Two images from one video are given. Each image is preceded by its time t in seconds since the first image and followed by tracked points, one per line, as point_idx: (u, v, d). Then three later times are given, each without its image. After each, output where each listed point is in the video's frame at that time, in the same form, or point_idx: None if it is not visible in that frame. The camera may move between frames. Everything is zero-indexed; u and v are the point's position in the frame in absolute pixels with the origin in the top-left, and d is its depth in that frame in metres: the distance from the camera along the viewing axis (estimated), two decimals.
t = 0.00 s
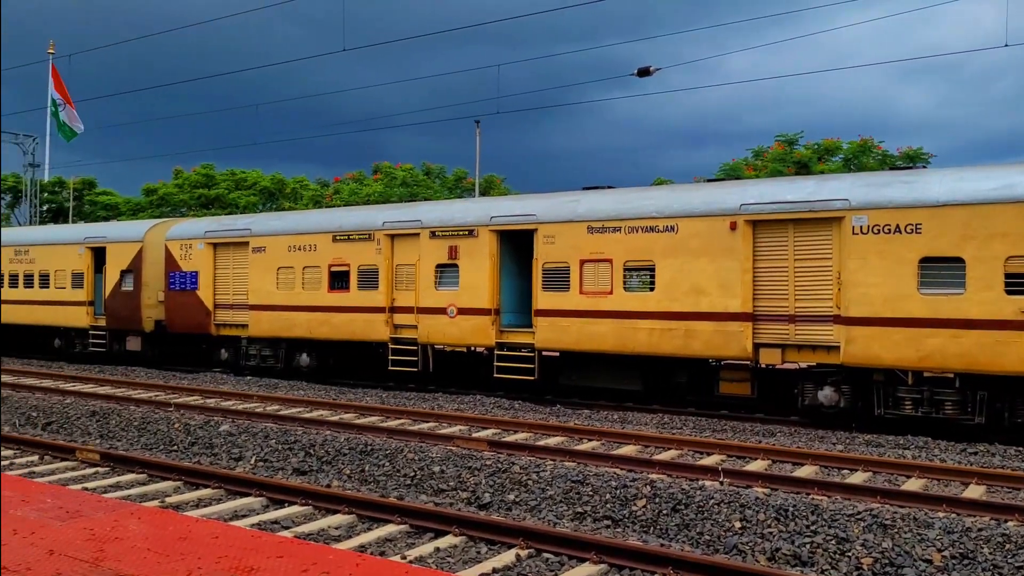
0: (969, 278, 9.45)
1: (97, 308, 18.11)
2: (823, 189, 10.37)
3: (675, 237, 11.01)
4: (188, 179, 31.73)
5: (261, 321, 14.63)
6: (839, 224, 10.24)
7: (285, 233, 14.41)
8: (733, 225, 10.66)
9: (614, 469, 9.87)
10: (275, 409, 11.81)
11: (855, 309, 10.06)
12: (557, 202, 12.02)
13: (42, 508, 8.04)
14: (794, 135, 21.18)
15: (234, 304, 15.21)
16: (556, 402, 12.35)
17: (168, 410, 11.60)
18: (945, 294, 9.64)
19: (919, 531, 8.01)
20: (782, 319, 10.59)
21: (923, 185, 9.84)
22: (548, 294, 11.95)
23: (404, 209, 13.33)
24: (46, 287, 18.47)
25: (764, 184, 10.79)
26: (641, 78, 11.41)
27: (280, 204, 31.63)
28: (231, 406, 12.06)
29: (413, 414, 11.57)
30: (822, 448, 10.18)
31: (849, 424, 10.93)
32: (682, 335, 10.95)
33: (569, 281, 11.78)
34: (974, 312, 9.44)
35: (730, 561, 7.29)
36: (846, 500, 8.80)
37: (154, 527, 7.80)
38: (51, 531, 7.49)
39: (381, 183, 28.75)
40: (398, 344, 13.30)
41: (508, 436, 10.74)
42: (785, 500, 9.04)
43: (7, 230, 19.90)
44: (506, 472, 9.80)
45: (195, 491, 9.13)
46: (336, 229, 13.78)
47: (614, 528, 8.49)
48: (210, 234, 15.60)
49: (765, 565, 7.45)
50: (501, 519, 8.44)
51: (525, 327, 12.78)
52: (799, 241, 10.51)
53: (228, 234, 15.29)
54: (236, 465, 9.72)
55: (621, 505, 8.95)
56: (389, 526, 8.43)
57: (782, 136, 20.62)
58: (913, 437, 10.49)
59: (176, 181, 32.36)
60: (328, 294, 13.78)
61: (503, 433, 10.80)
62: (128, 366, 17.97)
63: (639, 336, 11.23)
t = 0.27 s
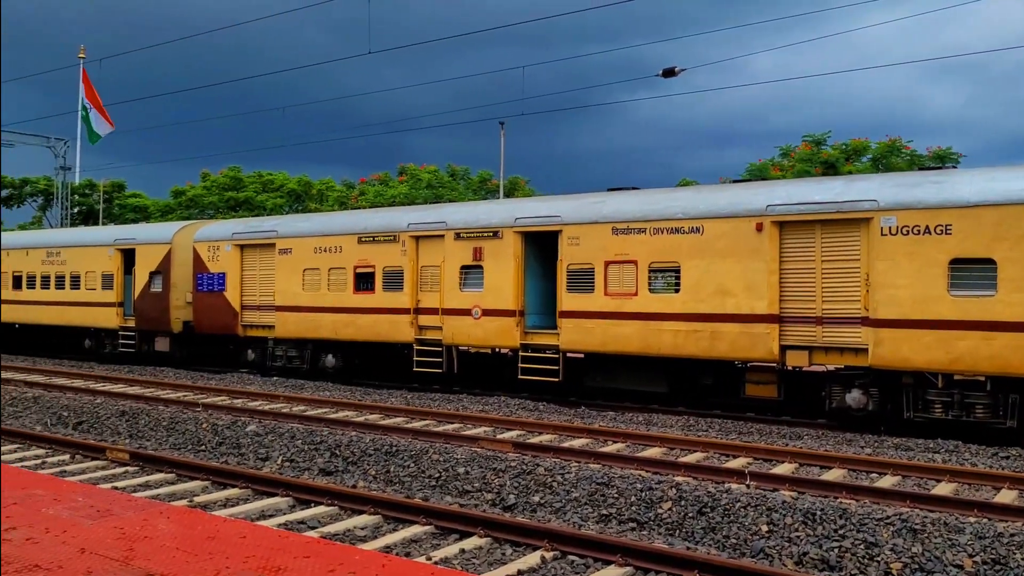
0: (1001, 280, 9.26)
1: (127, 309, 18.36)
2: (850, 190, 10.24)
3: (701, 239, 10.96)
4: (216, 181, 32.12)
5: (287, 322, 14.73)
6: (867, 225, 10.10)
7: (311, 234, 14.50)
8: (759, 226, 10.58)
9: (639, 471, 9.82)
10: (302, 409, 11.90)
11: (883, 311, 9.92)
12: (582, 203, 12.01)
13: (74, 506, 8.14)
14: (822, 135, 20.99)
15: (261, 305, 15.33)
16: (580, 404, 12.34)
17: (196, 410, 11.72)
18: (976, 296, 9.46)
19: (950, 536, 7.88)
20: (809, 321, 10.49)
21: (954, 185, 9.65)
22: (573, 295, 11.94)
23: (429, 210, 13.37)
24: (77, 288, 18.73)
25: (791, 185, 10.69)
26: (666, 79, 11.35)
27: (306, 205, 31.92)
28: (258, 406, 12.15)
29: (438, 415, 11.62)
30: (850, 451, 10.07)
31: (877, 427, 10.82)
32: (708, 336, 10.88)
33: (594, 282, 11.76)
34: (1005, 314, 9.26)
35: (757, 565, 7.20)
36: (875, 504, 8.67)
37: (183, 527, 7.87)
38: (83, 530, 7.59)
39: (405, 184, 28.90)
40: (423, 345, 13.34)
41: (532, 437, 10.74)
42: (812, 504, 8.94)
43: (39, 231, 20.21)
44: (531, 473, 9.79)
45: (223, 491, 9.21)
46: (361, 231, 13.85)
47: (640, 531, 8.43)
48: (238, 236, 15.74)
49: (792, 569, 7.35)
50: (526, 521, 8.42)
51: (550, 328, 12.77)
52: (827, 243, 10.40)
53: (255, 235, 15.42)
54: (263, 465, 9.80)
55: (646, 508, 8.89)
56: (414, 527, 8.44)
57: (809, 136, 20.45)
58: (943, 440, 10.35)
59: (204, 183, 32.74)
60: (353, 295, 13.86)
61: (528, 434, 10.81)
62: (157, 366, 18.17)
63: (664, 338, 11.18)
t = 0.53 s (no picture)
0: None
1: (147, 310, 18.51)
2: (871, 190, 10.15)
3: (719, 240, 10.91)
4: (235, 183, 32.39)
5: (306, 323, 14.79)
6: (887, 226, 10.01)
7: (330, 236, 14.56)
8: (778, 227, 10.53)
9: (658, 473, 9.77)
10: (321, 410, 11.96)
11: (904, 312, 9.83)
12: (600, 205, 12.00)
13: (96, 506, 8.20)
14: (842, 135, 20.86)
15: (280, 306, 15.40)
16: (598, 405, 12.32)
17: (215, 410, 11.79)
18: (999, 297, 9.33)
19: (972, 540, 7.78)
20: (829, 322, 10.41)
21: (975, 185, 9.53)
22: (591, 296, 11.92)
23: (446, 211, 13.40)
24: (98, 289, 18.90)
25: (810, 186, 10.63)
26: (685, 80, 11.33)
27: (324, 207, 32.11)
28: (277, 407, 12.21)
29: (456, 416, 11.65)
30: (871, 454, 9.98)
31: (898, 430, 10.73)
32: (727, 338, 10.83)
33: (612, 283, 11.75)
34: None
35: (777, 568, 7.13)
36: (896, 507, 8.58)
37: (204, 527, 7.92)
38: (105, 529, 7.65)
39: (423, 185, 29.01)
40: (440, 346, 13.37)
41: (550, 439, 10.73)
42: (832, 506, 8.86)
43: (62, 233, 20.42)
44: (549, 475, 9.77)
45: (242, 491, 9.25)
46: (379, 232, 13.90)
47: (658, 533, 8.38)
48: (257, 238, 15.83)
49: (812, 572, 7.28)
50: (544, 522, 8.40)
51: (567, 330, 12.76)
52: (847, 243, 10.31)
53: (273, 237, 15.50)
54: (282, 466, 9.84)
55: (664, 510, 8.84)
56: (432, 528, 8.43)
57: (829, 136, 20.33)
58: (965, 443, 10.25)
59: (223, 185, 33.02)
60: (371, 296, 13.91)
61: (546, 435, 10.80)
62: (177, 366, 18.31)
63: (682, 339, 11.14)
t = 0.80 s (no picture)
0: None
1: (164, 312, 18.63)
2: (888, 191, 10.06)
3: (735, 241, 10.87)
4: (252, 185, 32.60)
5: (322, 325, 14.85)
6: (905, 227, 9.92)
7: (345, 238, 14.61)
8: (794, 228, 10.47)
9: (673, 475, 9.73)
10: (336, 412, 11.99)
11: (921, 314, 9.76)
12: (615, 206, 11.99)
13: (114, 506, 8.25)
14: (859, 135, 20.75)
15: (296, 308, 15.46)
16: (613, 407, 12.31)
17: (232, 412, 11.85)
18: (1018, 299, 9.22)
19: (992, 544, 7.70)
20: (846, 324, 10.34)
21: (993, 186, 9.43)
22: (606, 298, 11.91)
23: (461, 213, 13.41)
24: (116, 291, 19.05)
25: (827, 186, 10.56)
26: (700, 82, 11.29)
27: (339, 209, 32.26)
28: (293, 408, 12.26)
29: (470, 418, 11.66)
30: (888, 457, 9.91)
31: (915, 432, 10.65)
32: (742, 340, 10.79)
33: (627, 285, 11.72)
34: None
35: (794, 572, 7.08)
36: (914, 510, 8.50)
37: (221, 527, 7.95)
38: (123, 529, 7.70)
39: (438, 187, 29.09)
40: (455, 348, 13.39)
41: (565, 441, 10.72)
42: (850, 509, 8.79)
43: (80, 236, 20.59)
44: (564, 477, 9.75)
45: (258, 492, 9.28)
46: (394, 234, 13.94)
47: (673, 535, 8.34)
48: (272, 240, 15.91)
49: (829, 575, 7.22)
50: (560, 525, 8.38)
51: (582, 331, 12.75)
52: (864, 245, 10.24)
53: (289, 239, 15.57)
54: (298, 467, 9.88)
55: (680, 513, 8.80)
56: (448, 530, 8.43)
57: (845, 137, 20.24)
58: (984, 446, 10.16)
59: (239, 187, 33.24)
60: (386, 298, 13.93)
61: (561, 437, 10.79)
62: (193, 368, 18.42)
63: (698, 341, 11.10)
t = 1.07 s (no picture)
0: None
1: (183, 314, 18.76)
2: (907, 193, 9.97)
3: (752, 244, 10.82)
4: (269, 188, 32.81)
5: (338, 327, 14.90)
6: (924, 229, 9.83)
7: (362, 240, 14.66)
8: (812, 230, 10.40)
9: (690, 478, 9.69)
10: (352, 414, 12.03)
11: (941, 317, 9.64)
12: (631, 209, 11.97)
13: (134, 507, 8.31)
14: (877, 136, 20.63)
15: (312, 310, 15.53)
16: (629, 410, 12.30)
17: (249, 413, 11.91)
18: None
19: (1014, 550, 7.61)
20: (864, 326, 10.23)
21: (1014, 187, 9.33)
22: (622, 301, 11.89)
23: (477, 216, 13.42)
24: (135, 293, 19.20)
25: (845, 189, 10.49)
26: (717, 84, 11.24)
27: (356, 212, 32.44)
28: (310, 410, 12.31)
29: (487, 420, 11.66)
30: (908, 461, 9.83)
31: (935, 436, 10.56)
32: (760, 343, 10.74)
33: (643, 288, 11.69)
34: None
35: None
36: (934, 515, 8.41)
37: (239, 529, 7.99)
38: (143, 530, 7.75)
39: (454, 189, 29.17)
40: (471, 350, 13.40)
41: (582, 444, 10.70)
42: (868, 514, 8.71)
43: (100, 238, 20.77)
44: (580, 479, 9.73)
45: (276, 494, 9.32)
46: (410, 237, 13.97)
47: (691, 539, 8.29)
48: (289, 242, 15.98)
49: None
50: (577, 528, 8.35)
51: (598, 334, 12.74)
52: (882, 247, 10.14)
53: (306, 242, 15.64)
54: (315, 469, 9.91)
55: (697, 516, 8.75)
56: (464, 532, 8.42)
57: (864, 138, 20.13)
58: (1005, 450, 10.05)
59: (257, 190, 33.46)
60: (402, 300, 13.97)
61: (577, 440, 10.77)
62: (211, 369, 18.54)
63: (715, 344, 11.06)
